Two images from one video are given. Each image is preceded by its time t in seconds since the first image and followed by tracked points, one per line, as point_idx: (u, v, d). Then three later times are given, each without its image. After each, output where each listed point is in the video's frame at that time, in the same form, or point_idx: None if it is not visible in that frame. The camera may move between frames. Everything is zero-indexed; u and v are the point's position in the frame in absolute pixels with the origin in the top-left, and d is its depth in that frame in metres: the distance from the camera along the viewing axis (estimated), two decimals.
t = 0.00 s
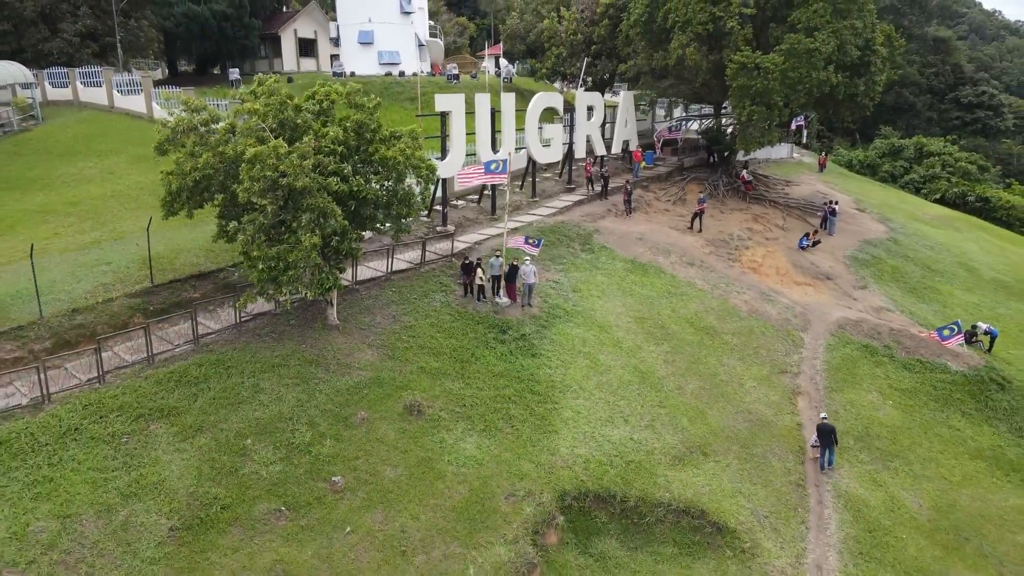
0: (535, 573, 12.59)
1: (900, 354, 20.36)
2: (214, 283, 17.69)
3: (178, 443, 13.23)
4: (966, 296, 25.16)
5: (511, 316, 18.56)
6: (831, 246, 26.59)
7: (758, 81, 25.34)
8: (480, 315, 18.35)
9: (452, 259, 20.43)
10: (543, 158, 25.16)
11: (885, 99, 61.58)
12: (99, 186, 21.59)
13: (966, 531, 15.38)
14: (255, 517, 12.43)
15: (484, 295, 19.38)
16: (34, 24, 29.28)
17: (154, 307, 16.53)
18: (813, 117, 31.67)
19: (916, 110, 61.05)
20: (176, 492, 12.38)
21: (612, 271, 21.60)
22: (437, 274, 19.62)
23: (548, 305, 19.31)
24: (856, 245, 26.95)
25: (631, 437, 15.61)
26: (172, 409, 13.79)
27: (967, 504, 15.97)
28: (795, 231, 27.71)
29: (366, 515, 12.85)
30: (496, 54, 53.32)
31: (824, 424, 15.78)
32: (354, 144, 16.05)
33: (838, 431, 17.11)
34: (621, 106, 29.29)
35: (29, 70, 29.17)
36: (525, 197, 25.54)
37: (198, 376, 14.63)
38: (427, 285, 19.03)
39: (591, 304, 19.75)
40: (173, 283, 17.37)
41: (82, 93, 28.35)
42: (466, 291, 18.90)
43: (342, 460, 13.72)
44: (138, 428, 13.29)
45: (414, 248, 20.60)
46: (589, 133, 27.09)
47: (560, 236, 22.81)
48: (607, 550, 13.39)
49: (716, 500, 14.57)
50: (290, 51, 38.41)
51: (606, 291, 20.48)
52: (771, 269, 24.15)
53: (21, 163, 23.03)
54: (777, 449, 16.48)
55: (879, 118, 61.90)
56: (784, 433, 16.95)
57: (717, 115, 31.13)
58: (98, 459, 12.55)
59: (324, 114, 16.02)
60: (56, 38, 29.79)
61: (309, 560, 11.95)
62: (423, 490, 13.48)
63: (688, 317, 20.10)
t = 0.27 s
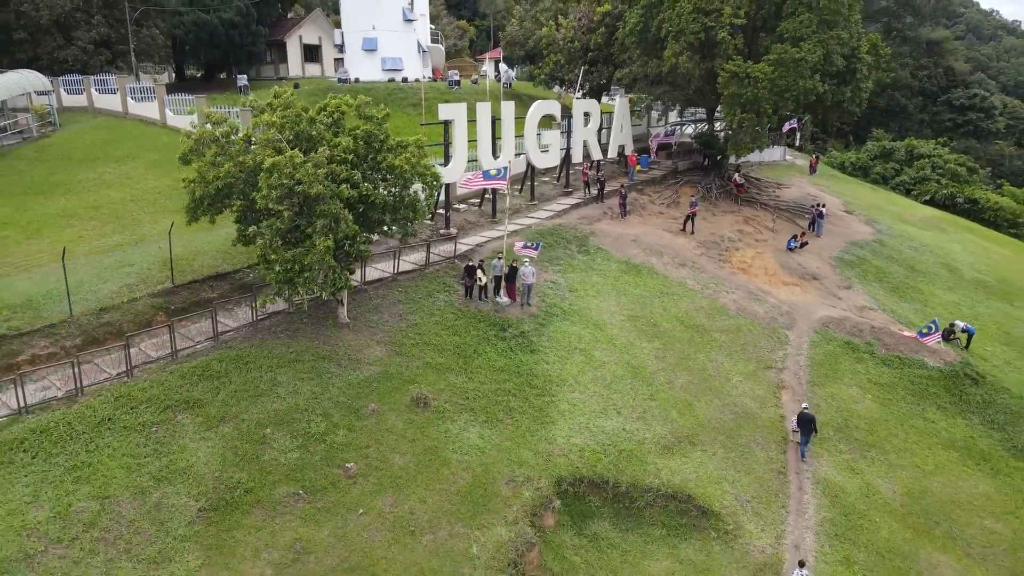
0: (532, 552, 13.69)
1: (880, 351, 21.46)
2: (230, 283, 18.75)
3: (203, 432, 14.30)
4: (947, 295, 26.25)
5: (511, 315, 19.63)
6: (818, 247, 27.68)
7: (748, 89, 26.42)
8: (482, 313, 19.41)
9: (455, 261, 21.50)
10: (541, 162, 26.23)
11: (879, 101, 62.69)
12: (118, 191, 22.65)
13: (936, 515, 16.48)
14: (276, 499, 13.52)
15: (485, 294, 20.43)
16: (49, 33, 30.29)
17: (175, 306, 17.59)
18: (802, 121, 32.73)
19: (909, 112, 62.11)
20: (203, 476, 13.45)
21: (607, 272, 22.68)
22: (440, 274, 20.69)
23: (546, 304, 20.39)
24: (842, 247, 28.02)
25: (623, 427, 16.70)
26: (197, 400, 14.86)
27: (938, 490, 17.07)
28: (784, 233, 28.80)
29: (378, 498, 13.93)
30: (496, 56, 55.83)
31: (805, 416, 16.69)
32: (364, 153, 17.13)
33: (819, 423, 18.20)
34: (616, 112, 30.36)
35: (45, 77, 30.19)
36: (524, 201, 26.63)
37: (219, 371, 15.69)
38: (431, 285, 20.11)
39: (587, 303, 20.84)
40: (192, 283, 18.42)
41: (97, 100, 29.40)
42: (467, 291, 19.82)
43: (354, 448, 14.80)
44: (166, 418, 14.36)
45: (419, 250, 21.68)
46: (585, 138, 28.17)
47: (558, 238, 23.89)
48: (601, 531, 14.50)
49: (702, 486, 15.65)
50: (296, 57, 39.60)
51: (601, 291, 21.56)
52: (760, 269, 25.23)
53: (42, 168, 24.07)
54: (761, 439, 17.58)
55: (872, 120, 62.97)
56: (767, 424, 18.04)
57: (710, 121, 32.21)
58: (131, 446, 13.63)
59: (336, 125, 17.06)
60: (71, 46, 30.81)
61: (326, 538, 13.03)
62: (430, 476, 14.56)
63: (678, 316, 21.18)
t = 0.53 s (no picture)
0: (531, 534, 14.73)
1: (862, 348, 22.55)
2: (246, 284, 19.83)
3: (226, 422, 15.38)
4: (930, 295, 27.34)
5: (511, 314, 20.70)
6: (807, 249, 28.76)
7: (738, 97, 27.50)
8: (483, 313, 20.49)
9: (458, 262, 22.58)
10: (540, 168, 27.31)
11: (872, 104, 63.83)
12: (137, 196, 23.74)
13: (910, 501, 17.56)
14: (294, 484, 14.60)
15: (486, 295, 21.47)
16: (65, 42, 31.36)
17: (195, 305, 18.66)
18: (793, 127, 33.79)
19: (902, 115, 63.20)
20: (226, 463, 14.53)
21: (603, 273, 23.77)
22: (444, 275, 21.77)
23: (545, 304, 21.47)
24: (830, 248, 29.10)
25: (617, 420, 17.79)
26: (218, 393, 15.93)
27: (913, 479, 18.15)
28: (774, 235, 29.87)
29: (388, 484, 15.01)
30: (496, 61, 57.67)
31: (789, 404, 17.92)
32: (373, 162, 18.22)
33: (802, 416, 19.29)
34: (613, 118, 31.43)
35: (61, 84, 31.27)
36: (524, 205, 27.70)
37: (239, 366, 16.76)
38: (435, 286, 21.18)
39: (584, 302, 21.92)
40: (210, 284, 19.50)
41: (111, 106, 30.51)
42: (470, 293, 20.80)
43: (365, 438, 15.88)
44: (191, 410, 15.43)
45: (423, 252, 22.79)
46: (583, 144, 29.25)
47: (556, 240, 24.96)
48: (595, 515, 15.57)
49: (690, 474, 16.74)
50: (301, 63, 40.74)
51: (597, 291, 22.65)
52: (750, 270, 26.31)
53: (63, 174, 25.15)
54: (747, 430, 18.67)
55: (866, 122, 64.06)
56: (753, 417, 19.13)
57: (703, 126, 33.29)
58: (160, 435, 14.70)
59: (347, 136, 18.21)
60: (86, 54, 31.88)
61: (340, 520, 14.12)
62: (436, 464, 15.64)
63: (671, 315, 22.27)
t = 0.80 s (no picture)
0: (529, 518, 15.78)
1: (846, 346, 23.64)
2: (261, 285, 20.92)
3: (245, 414, 16.47)
4: (914, 295, 28.43)
5: (511, 313, 21.79)
6: (796, 251, 29.84)
7: (729, 104, 28.57)
8: (485, 312, 21.56)
9: (461, 264, 23.66)
10: (539, 172, 28.39)
11: (866, 107, 64.94)
12: (153, 200, 24.83)
13: (888, 490, 18.65)
14: (309, 472, 15.68)
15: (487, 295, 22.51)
16: (79, 50, 32.45)
17: (213, 305, 19.75)
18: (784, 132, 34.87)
19: (895, 117, 64.27)
20: (246, 452, 15.62)
21: (599, 273, 24.85)
22: (447, 276, 22.84)
23: (543, 303, 22.56)
24: (819, 250, 30.19)
25: (611, 413, 18.87)
26: (237, 388, 17.02)
27: (890, 469, 19.24)
28: (765, 237, 30.95)
29: (396, 472, 16.09)
30: (496, 64, 58.77)
31: (775, 393, 19.22)
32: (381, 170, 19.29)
33: (787, 409, 20.36)
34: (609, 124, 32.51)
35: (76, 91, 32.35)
36: (524, 208, 28.77)
37: (256, 362, 17.85)
38: (439, 286, 22.26)
39: (580, 302, 23.01)
40: (227, 285, 20.59)
41: (125, 113, 31.60)
42: (472, 293, 21.84)
43: (375, 429, 16.96)
44: (212, 403, 16.52)
45: (428, 254, 23.88)
46: (580, 149, 30.33)
47: (554, 242, 26.04)
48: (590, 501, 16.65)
49: (680, 463, 17.83)
50: (307, 68, 41.98)
51: (593, 291, 23.73)
52: (740, 271, 27.38)
53: (81, 179, 26.23)
54: (734, 423, 19.75)
55: (860, 125, 65.11)
56: (740, 411, 20.21)
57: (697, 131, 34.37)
58: (184, 426, 15.79)
59: (356, 145, 19.28)
60: (99, 61, 32.97)
61: (352, 504, 15.20)
62: (441, 453, 16.71)
63: (663, 314, 23.36)
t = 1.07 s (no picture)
0: (528, 505, 16.77)
1: (833, 344, 24.66)
2: (272, 285, 21.94)
3: (260, 408, 17.49)
4: (901, 295, 29.44)
5: (511, 312, 22.83)
6: (787, 252, 30.84)
7: (722, 111, 29.57)
8: (487, 311, 22.57)
9: (464, 264, 24.72)
10: (539, 176, 29.39)
11: (861, 109, 65.97)
12: (167, 204, 25.86)
13: (868, 480, 19.65)
14: (321, 462, 16.68)
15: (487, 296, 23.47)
16: (92, 57, 33.43)
17: (228, 304, 20.76)
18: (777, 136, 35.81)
19: (890, 119, 65.27)
20: (262, 443, 16.64)
21: (596, 274, 25.88)
22: (450, 276, 23.88)
23: (542, 303, 23.58)
24: (809, 251, 31.19)
25: (606, 407, 19.89)
26: (253, 383, 18.03)
27: (871, 460, 20.27)
28: (757, 239, 31.94)
29: (403, 462, 17.10)
30: (497, 67, 59.78)
31: (761, 386, 20.29)
32: (387, 175, 20.25)
33: (774, 404, 21.36)
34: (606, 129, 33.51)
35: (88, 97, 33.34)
36: (524, 211, 29.83)
37: (270, 359, 18.85)
38: (443, 286, 23.29)
39: (578, 302, 24.04)
40: (240, 285, 21.59)
41: (136, 118, 32.61)
42: (474, 293, 22.85)
43: (383, 422, 17.98)
44: (229, 397, 17.52)
45: (432, 255, 24.91)
46: (578, 154, 31.32)
47: (553, 244, 27.06)
48: (586, 491, 17.68)
49: (671, 454, 18.83)
50: (311, 73, 42.90)
51: (590, 292, 24.76)
52: (733, 272, 28.36)
53: (97, 184, 27.23)
54: (723, 417, 20.77)
55: (855, 127, 66.11)
56: (729, 405, 21.23)
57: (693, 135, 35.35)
58: (203, 418, 16.80)
59: (364, 152, 20.26)
60: (111, 68, 33.96)
61: (362, 492, 16.21)
62: (445, 444, 17.73)
63: (657, 313, 24.37)
